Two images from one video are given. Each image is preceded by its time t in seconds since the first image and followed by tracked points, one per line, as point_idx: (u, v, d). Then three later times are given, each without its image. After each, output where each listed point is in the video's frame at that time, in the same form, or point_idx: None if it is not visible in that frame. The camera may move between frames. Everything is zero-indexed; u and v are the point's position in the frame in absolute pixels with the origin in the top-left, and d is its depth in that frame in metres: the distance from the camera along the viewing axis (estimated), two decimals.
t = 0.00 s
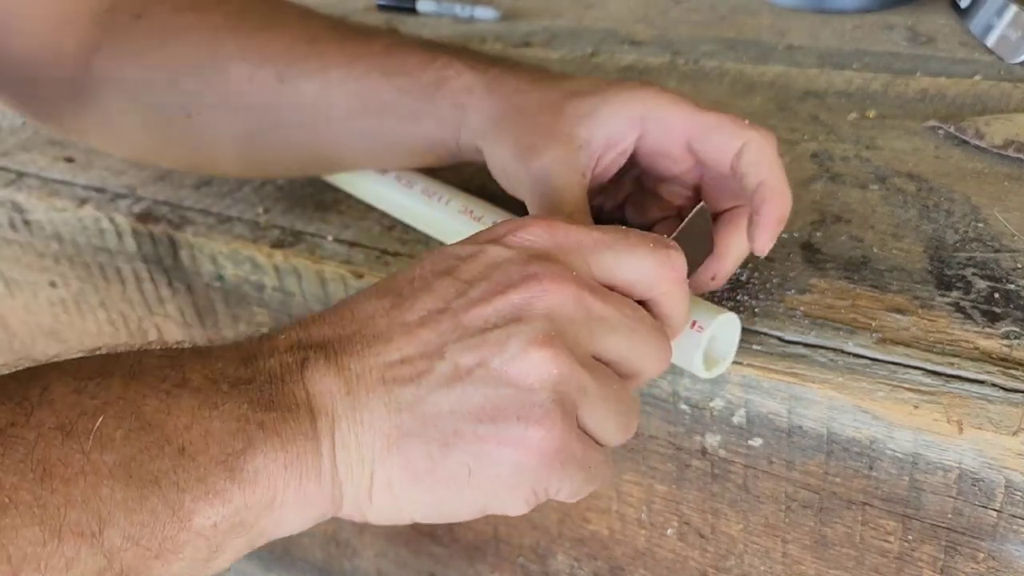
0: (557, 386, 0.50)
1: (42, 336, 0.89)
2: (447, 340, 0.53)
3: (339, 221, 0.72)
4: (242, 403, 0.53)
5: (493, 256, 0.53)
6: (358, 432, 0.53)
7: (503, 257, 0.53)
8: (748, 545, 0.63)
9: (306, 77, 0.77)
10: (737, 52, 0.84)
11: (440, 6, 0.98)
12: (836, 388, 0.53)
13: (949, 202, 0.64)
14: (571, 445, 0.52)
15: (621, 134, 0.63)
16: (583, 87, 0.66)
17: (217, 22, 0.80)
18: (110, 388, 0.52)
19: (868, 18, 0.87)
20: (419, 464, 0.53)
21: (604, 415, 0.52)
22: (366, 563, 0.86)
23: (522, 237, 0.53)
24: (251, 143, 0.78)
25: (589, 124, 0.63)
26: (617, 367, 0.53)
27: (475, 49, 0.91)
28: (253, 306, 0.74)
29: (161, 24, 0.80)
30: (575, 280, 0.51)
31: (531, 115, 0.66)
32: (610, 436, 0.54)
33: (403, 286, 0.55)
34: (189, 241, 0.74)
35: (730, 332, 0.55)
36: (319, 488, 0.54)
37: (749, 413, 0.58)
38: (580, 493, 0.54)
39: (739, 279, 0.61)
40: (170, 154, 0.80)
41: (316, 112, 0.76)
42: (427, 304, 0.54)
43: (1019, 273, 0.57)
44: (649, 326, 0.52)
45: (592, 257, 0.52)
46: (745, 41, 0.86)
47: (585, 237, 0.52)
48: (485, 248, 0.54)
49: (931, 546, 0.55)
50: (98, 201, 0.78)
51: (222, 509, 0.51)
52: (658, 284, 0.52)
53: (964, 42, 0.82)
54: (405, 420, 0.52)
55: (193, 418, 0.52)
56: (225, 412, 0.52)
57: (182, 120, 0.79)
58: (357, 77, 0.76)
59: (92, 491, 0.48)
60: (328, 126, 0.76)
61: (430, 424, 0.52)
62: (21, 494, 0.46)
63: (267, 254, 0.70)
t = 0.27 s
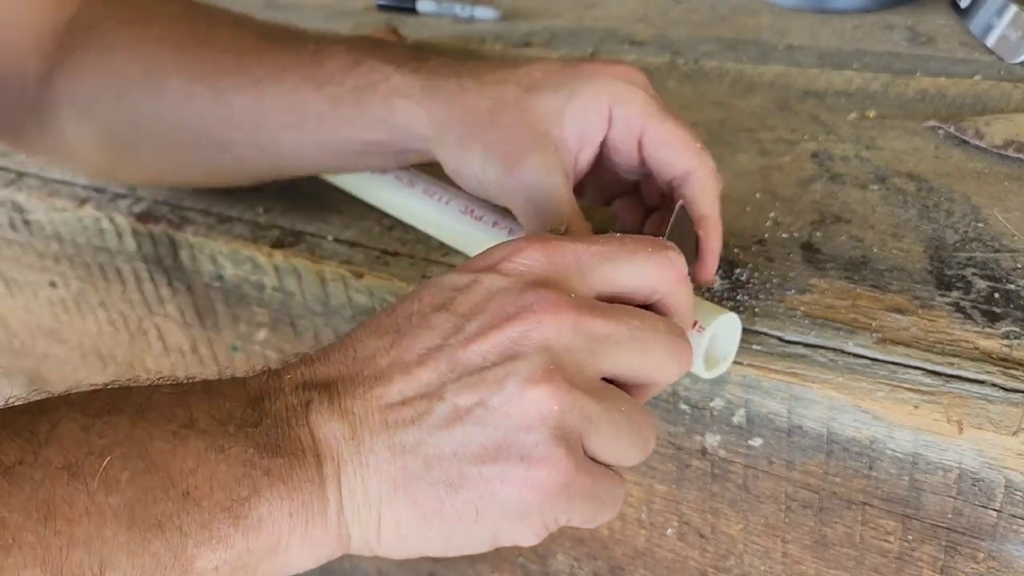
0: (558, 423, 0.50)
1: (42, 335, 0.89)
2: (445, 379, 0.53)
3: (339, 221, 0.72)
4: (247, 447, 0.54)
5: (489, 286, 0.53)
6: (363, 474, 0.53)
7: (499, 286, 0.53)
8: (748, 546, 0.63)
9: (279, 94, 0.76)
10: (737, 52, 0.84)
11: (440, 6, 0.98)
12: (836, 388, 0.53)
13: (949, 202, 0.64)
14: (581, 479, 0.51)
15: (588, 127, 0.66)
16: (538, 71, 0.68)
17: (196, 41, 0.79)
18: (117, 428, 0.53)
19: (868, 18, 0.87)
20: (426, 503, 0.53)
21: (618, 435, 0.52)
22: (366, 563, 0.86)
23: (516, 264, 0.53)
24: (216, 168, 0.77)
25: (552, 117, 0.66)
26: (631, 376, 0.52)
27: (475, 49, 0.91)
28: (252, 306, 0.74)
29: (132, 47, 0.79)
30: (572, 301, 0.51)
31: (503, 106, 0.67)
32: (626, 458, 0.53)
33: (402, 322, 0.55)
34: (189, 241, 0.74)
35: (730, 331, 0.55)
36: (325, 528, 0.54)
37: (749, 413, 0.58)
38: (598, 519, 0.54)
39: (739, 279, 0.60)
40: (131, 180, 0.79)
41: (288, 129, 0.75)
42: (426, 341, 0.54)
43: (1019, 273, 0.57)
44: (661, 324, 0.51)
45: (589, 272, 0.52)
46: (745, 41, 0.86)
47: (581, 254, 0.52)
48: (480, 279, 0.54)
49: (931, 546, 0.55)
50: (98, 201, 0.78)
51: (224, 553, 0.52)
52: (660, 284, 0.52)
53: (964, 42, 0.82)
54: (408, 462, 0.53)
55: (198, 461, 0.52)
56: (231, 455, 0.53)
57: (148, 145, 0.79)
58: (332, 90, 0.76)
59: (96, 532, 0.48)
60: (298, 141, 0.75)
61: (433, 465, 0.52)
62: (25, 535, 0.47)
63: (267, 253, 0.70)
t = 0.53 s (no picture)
0: (539, 423, 0.50)
1: (42, 335, 0.89)
2: (434, 375, 0.52)
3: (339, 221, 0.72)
4: (232, 434, 0.54)
5: (483, 282, 0.53)
6: (349, 467, 0.53)
7: (492, 283, 0.52)
8: (748, 545, 0.63)
9: (257, 128, 0.77)
10: (737, 52, 0.84)
11: (439, 6, 0.98)
12: (836, 388, 0.53)
13: (949, 202, 0.64)
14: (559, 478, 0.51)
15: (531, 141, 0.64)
16: (491, 89, 0.68)
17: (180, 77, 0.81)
18: (104, 412, 0.53)
19: (868, 18, 0.87)
20: (410, 498, 0.53)
21: (602, 434, 0.52)
22: (366, 563, 0.86)
23: (510, 261, 0.53)
24: (180, 192, 0.76)
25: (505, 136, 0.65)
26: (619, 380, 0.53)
27: (475, 49, 0.91)
28: (252, 306, 0.74)
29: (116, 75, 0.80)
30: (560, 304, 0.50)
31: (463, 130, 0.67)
32: (612, 456, 0.53)
33: (393, 311, 0.55)
34: (189, 241, 0.74)
35: (731, 331, 0.55)
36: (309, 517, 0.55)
37: (749, 413, 0.58)
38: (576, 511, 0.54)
39: (739, 279, 0.60)
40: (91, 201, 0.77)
41: (261, 160, 0.76)
42: (414, 333, 0.53)
43: (1019, 273, 0.57)
44: (649, 334, 0.51)
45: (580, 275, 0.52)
46: (745, 41, 0.86)
47: (572, 255, 0.52)
48: (475, 274, 0.53)
49: (931, 546, 0.56)
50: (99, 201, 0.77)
51: (206, 538, 0.52)
52: (649, 296, 0.51)
53: (964, 42, 0.82)
54: (395, 458, 0.53)
55: (183, 447, 0.52)
56: (215, 442, 0.53)
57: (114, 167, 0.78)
58: (314, 114, 0.77)
59: (78, 517, 0.49)
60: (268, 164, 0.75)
61: (418, 462, 0.52)
62: (8, 518, 0.47)
63: (267, 254, 0.70)
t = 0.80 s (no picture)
0: (535, 418, 0.50)
1: (42, 335, 0.89)
2: (429, 376, 0.53)
3: (339, 221, 0.72)
4: (246, 439, 0.54)
5: (471, 285, 0.53)
6: (350, 469, 0.53)
7: (481, 285, 0.53)
8: (749, 545, 0.63)
9: (245, 143, 0.77)
10: (737, 52, 0.84)
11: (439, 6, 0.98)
12: (836, 388, 0.53)
13: (949, 202, 0.64)
14: (559, 477, 0.51)
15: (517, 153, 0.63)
16: (473, 102, 0.67)
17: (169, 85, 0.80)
18: (126, 414, 0.54)
19: (868, 18, 0.87)
20: (411, 498, 0.53)
21: (600, 428, 0.52)
22: (366, 563, 0.86)
23: (498, 263, 0.53)
24: (163, 203, 0.75)
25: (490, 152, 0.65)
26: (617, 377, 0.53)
27: (475, 49, 0.91)
28: (252, 306, 0.74)
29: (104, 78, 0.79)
30: (549, 301, 0.51)
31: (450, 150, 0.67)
32: (612, 450, 0.54)
33: (389, 320, 0.55)
34: (189, 241, 0.74)
35: (731, 332, 0.55)
36: (317, 521, 0.55)
37: (749, 413, 0.58)
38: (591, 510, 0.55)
39: (739, 279, 0.60)
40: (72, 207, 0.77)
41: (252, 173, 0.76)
42: (411, 337, 0.54)
43: (1019, 273, 0.57)
44: (646, 330, 0.51)
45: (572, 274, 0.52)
46: (745, 41, 0.86)
47: (563, 252, 0.52)
48: (464, 276, 0.54)
49: (931, 546, 0.55)
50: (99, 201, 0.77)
51: (221, 541, 0.52)
52: (642, 287, 0.51)
53: (964, 42, 0.82)
54: (392, 458, 0.53)
55: (201, 450, 0.53)
56: (229, 446, 0.53)
57: (95, 173, 0.77)
58: (302, 133, 0.76)
59: (99, 514, 0.50)
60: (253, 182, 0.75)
61: (416, 461, 0.52)
62: (32, 512, 0.49)
63: (267, 254, 0.71)
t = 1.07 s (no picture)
0: (546, 398, 0.49)
1: (42, 335, 0.89)
2: (442, 360, 0.52)
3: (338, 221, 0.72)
4: (270, 428, 0.55)
5: (482, 273, 0.52)
6: (371, 455, 0.53)
7: (491, 274, 0.52)
8: (748, 546, 0.63)
9: (254, 144, 0.77)
10: (737, 52, 0.84)
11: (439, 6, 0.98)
12: (836, 388, 0.54)
13: (949, 202, 0.64)
14: (576, 460, 0.50)
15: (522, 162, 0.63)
16: (479, 109, 0.66)
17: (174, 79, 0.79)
18: (159, 404, 0.55)
19: (868, 18, 0.87)
20: (427, 481, 0.53)
21: (616, 410, 0.51)
22: (366, 563, 0.87)
23: (506, 251, 0.52)
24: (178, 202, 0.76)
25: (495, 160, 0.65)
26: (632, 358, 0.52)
27: (475, 49, 0.91)
28: (252, 306, 0.74)
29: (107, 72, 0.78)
30: (558, 283, 0.50)
31: (457, 159, 0.66)
32: (629, 434, 0.53)
33: (405, 311, 0.55)
34: (189, 241, 0.74)
35: (741, 328, 0.55)
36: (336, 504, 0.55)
37: (749, 413, 0.58)
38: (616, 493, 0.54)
39: (739, 279, 0.60)
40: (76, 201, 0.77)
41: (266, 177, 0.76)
42: (423, 327, 0.53)
43: (1019, 273, 0.57)
44: (659, 309, 0.50)
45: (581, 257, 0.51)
46: (745, 41, 0.86)
47: (573, 238, 0.51)
48: (475, 265, 0.53)
49: (931, 546, 0.56)
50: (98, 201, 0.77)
51: (250, 525, 0.53)
52: (653, 268, 0.50)
53: (964, 42, 0.82)
54: (407, 444, 0.53)
55: (228, 438, 0.54)
56: (255, 435, 0.54)
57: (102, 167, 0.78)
58: (314, 138, 0.76)
59: (133, 499, 0.51)
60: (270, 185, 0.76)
61: (429, 445, 0.52)
62: (71, 498, 0.50)
63: (267, 254, 0.71)
